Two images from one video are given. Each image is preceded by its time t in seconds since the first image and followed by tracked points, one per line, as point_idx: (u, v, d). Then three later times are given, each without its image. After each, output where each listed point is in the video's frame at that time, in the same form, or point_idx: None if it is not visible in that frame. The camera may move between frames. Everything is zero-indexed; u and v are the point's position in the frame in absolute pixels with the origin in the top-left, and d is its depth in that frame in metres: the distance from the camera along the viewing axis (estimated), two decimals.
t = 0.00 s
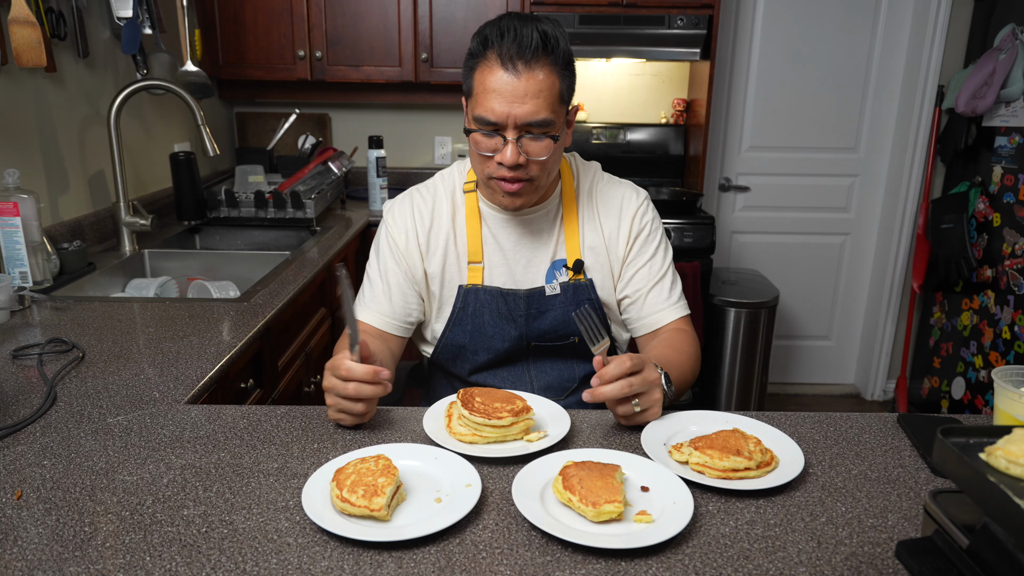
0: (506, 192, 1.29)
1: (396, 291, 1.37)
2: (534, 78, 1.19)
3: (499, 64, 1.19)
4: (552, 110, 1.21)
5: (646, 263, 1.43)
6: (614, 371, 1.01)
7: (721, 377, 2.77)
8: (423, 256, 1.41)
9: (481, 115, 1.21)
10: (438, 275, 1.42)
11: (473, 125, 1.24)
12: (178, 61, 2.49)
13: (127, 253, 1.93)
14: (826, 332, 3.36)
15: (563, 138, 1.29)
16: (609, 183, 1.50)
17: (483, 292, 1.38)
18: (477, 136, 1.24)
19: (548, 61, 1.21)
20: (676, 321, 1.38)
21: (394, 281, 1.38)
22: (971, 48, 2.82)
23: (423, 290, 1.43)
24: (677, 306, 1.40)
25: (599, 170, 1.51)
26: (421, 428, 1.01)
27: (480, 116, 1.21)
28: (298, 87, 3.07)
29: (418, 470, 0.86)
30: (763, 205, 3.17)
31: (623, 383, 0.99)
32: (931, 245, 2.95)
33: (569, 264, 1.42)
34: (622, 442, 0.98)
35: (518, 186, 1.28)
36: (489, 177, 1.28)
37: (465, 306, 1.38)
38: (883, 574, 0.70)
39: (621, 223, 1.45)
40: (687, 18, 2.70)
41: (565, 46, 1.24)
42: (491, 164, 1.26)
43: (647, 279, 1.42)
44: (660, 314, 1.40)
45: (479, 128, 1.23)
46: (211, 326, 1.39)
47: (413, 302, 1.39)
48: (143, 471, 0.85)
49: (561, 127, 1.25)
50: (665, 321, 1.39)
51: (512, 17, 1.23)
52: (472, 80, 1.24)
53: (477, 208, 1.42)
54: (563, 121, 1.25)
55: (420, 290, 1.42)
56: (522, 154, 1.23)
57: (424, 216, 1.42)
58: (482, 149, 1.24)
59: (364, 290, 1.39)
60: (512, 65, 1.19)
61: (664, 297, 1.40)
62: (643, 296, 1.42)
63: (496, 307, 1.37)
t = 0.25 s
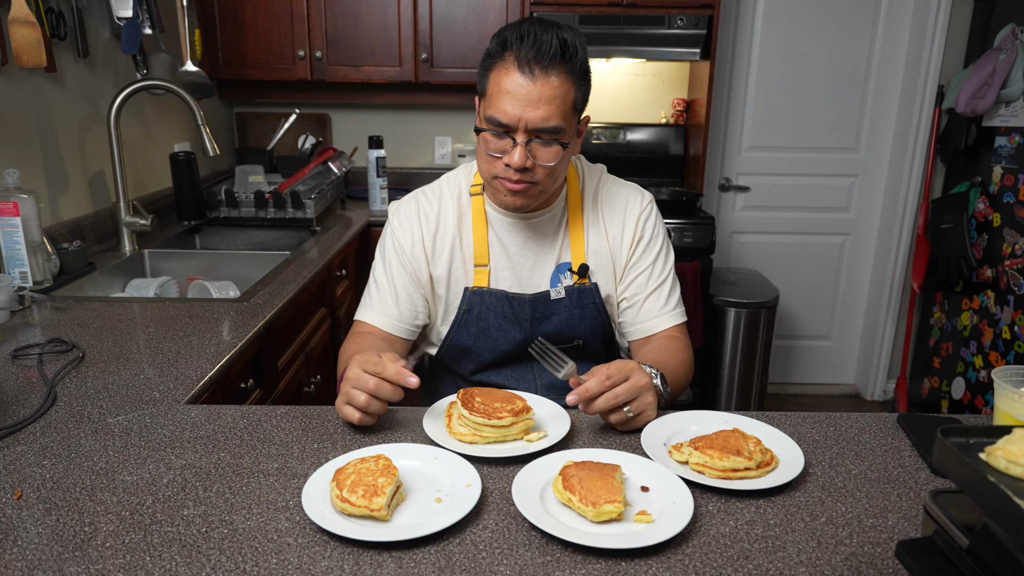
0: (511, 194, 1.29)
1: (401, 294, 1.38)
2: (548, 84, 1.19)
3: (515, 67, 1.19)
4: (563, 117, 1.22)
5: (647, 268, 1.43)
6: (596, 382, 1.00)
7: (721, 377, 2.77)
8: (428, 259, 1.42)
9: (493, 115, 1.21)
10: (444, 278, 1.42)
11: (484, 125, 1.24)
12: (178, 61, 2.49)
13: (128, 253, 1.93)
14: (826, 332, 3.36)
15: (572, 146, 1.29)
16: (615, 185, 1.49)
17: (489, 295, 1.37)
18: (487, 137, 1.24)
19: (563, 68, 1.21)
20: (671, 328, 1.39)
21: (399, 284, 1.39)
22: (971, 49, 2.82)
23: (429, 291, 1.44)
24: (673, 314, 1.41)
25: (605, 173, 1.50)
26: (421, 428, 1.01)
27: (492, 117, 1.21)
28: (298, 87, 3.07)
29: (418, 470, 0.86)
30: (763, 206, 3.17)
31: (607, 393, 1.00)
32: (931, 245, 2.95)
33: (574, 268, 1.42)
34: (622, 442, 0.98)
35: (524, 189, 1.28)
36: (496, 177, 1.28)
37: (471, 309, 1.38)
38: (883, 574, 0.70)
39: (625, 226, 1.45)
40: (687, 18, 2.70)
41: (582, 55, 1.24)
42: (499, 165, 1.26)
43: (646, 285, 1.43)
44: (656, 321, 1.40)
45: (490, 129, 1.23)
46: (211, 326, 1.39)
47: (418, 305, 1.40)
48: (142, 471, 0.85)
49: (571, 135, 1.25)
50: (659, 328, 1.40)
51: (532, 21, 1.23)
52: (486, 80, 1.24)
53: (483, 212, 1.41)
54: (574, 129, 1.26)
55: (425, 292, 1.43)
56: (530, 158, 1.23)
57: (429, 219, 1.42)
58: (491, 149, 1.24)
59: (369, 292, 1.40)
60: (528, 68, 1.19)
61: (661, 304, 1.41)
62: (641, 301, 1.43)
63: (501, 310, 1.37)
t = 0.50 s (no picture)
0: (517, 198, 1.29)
1: (409, 293, 1.38)
2: (556, 91, 1.19)
3: (524, 73, 1.19)
4: (570, 124, 1.22)
5: (650, 267, 1.43)
6: (597, 385, 0.99)
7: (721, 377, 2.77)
8: (436, 259, 1.42)
9: (501, 120, 1.21)
10: (450, 278, 1.43)
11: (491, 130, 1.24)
12: (177, 61, 2.49)
13: (128, 253, 1.93)
14: (826, 332, 3.36)
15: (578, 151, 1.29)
16: (620, 185, 1.50)
17: (495, 293, 1.38)
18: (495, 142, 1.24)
19: (572, 74, 1.21)
20: (672, 326, 1.39)
21: (407, 283, 1.39)
22: (972, 48, 2.82)
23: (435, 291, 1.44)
24: (674, 312, 1.40)
25: (610, 173, 1.51)
26: (421, 428, 1.01)
27: (500, 123, 1.21)
28: (298, 87, 3.07)
29: (418, 470, 0.86)
30: (763, 206, 3.17)
31: (608, 395, 0.99)
32: (931, 245, 2.95)
33: (579, 268, 1.42)
34: (622, 442, 0.98)
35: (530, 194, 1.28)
36: (502, 181, 1.28)
37: (476, 307, 1.38)
38: (883, 574, 0.70)
39: (629, 225, 1.45)
40: (687, 18, 2.70)
41: (590, 61, 1.24)
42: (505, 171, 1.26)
43: (649, 283, 1.42)
44: (657, 319, 1.40)
45: (498, 134, 1.23)
46: (211, 326, 1.39)
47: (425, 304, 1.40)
48: (143, 471, 0.85)
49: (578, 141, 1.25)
50: (660, 326, 1.39)
51: (540, 26, 1.24)
52: (494, 86, 1.24)
53: (489, 212, 1.41)
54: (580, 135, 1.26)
55: (431, 292, 1.43)
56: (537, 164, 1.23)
57: (436, 219, 1.42)
58: (498, 154, 1.24)
59: (375, 290, 1.39)
60: (536, 74, 1.19)
61: (663, 302, 1.41)
62: (643, 298, 1.42)
63: (507, 309, 1.38)
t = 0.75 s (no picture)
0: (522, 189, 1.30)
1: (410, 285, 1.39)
2: (561, 82, 1.20)
3: (530, 64, 1.20)
4: (575, 115, 1.22)
5: (652, 265, 1.43)
6: (598, 387, 0.99)
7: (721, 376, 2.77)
8: (438, 252, 1.43)
9: (506, 112, 1.22)
10: (451, 272, 1.43)
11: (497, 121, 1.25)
12: (177, 61, 2.49)
13: (128, 253, 1.93)
14: (826, 332, 3.36)
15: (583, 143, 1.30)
16: (623, 184, 1.50)
17: (497, 289, 1.38)
18: (501, 133, 1.25)
19: (577, 66, 1.21)
20: (672, 324, 1.38)
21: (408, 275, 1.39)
22: (972, 48, 2.82)
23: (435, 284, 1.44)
24: (675, 311, 1.40)
25: (613, 172, 1.51)
26: (421, 428, 1.01)
27: (506, 113, 1.22)
28: (298, 87, 3.07)
29: (418, 470, 0.86)
30: (763, 205, 3.17)
31: (607, 398, 0.99)
32: (931, 245, 2.95)
33: (581, 265, 1.42)
34: (622, 442, 0.98)
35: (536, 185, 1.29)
36: (508, 173, 1.29)
37: (477, 304, 1.38)
38: (883, 574, 0.70)
39: (631, 223, 1.45)
40: (687, 18, 2.70)
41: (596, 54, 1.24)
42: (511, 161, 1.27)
43: (650, 281, 1.42)
44: (657, 317, 1.40)
45: (504, 124, 1.24)
46: (211, 326, 1.39)
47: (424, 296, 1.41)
48: (143, 471, 0.85)
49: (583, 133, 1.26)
50: (660, 324, 1.39)
51: (546, 18, 1.24)
52: (500, 78, 1.25)
53: (493, 209, 1.42)
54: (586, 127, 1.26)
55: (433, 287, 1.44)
56: (542, 155, 1.24)
57: (441, 216, 1.43)
58: (504, 144, 1.25)
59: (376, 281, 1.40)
60: (542, 66, 1.19)
61: (664, 301, 1.40)
62: (643, 296, 1.42)
63: (508, 305, 1.37)
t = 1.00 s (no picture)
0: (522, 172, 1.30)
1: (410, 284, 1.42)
2: (558, 62, 1.25)
3: (528, 45, 1.25)
4: (573, 93, 1.27)
5: (653, 266, 1.43)
6: (597, 387, 0.99)
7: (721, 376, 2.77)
8: (439, 251, 1.45)
9: (506, 90, 1.26)
10: (452, 271, 1.45)
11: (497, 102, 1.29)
12: (177, 61, 2.49)
13: (127, 253, 1.93)
14: (826, 332, 3.36)
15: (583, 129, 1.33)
16: (624, 185, 1.50)
17: (497, 288, 1.39)
18: (500, 113, 1.28)
19: (574, 49, 1.27)
20: (673, 326, 1.39)
21: (407, 274, 1.42)
22: (972, 48, 2.82)
23: (436, 283, 1.47)
24: (676, 312, 1.40)
25: (615, 173, 1.51)
26: (421, 428, 1.01)
27: (505, 92, 1.27)
28: (298, 87, 3.07)
29: (418, 470, 0.86)
30: (763, 205, 3.17)
31: (607, 398, 0.99)
32: (931, 245, 2.95)
33: (581, 264, 1.42)
34: (622, 442, 0.98)
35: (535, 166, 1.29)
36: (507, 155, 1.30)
37: (477, 302, 1.40)
38: (883, 574, 0.70)
39: (633, 224, 1.45)
40: (687, 18, 2.70)
41: (594, 43, 1.30)
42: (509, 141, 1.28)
43: (651, 282, 1.42)
44: (658, 318, 1.40)
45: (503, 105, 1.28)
46: (211, 326, 1.39)
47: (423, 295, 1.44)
48: (143, 471, 0.85)
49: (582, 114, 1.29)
50: (661, 325, 1.39)
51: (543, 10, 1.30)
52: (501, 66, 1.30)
53: (494, 207, 1.43)
54: (584, 110, 1.30)
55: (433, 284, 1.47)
56: (541, 131, 1.26)
57: (442, 214, 1.44)
58: (502, 124, 1.28)
59: (377, 278, 1.44)
60: (540, 46, 1.25)
61: (665, 302, 1.41)
62: (645, 297, 1.42)
63: (508, 304, 1.38)
